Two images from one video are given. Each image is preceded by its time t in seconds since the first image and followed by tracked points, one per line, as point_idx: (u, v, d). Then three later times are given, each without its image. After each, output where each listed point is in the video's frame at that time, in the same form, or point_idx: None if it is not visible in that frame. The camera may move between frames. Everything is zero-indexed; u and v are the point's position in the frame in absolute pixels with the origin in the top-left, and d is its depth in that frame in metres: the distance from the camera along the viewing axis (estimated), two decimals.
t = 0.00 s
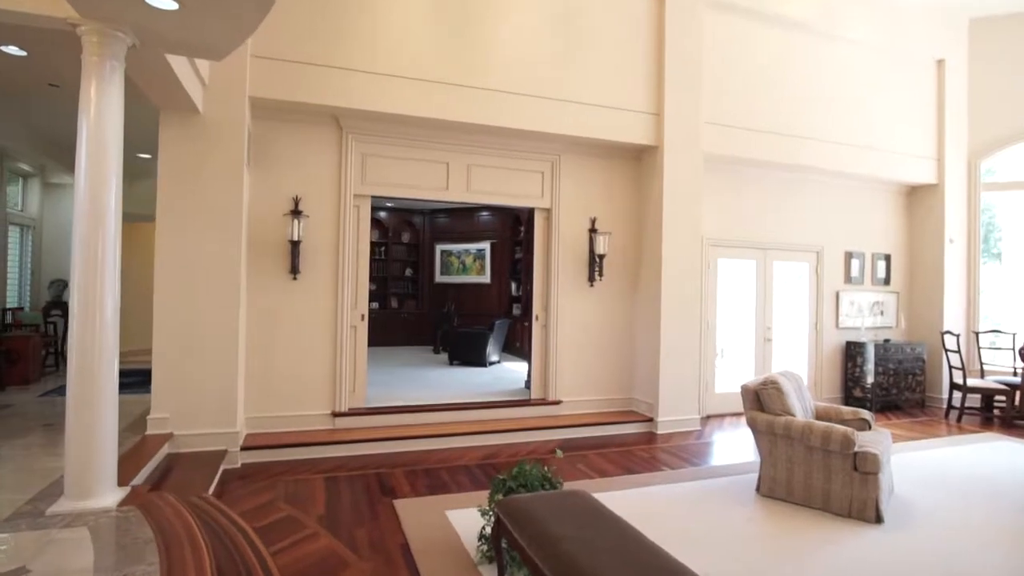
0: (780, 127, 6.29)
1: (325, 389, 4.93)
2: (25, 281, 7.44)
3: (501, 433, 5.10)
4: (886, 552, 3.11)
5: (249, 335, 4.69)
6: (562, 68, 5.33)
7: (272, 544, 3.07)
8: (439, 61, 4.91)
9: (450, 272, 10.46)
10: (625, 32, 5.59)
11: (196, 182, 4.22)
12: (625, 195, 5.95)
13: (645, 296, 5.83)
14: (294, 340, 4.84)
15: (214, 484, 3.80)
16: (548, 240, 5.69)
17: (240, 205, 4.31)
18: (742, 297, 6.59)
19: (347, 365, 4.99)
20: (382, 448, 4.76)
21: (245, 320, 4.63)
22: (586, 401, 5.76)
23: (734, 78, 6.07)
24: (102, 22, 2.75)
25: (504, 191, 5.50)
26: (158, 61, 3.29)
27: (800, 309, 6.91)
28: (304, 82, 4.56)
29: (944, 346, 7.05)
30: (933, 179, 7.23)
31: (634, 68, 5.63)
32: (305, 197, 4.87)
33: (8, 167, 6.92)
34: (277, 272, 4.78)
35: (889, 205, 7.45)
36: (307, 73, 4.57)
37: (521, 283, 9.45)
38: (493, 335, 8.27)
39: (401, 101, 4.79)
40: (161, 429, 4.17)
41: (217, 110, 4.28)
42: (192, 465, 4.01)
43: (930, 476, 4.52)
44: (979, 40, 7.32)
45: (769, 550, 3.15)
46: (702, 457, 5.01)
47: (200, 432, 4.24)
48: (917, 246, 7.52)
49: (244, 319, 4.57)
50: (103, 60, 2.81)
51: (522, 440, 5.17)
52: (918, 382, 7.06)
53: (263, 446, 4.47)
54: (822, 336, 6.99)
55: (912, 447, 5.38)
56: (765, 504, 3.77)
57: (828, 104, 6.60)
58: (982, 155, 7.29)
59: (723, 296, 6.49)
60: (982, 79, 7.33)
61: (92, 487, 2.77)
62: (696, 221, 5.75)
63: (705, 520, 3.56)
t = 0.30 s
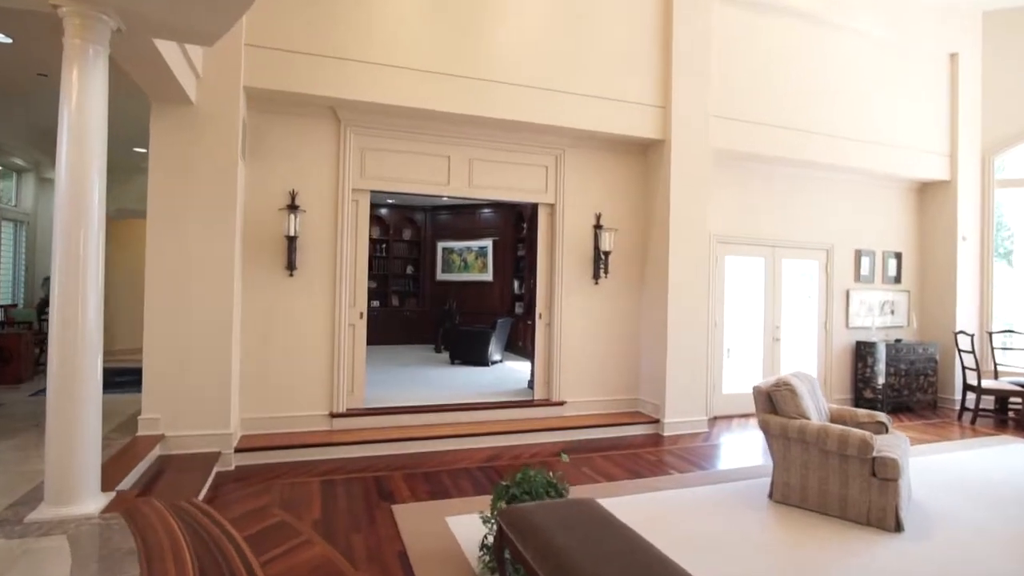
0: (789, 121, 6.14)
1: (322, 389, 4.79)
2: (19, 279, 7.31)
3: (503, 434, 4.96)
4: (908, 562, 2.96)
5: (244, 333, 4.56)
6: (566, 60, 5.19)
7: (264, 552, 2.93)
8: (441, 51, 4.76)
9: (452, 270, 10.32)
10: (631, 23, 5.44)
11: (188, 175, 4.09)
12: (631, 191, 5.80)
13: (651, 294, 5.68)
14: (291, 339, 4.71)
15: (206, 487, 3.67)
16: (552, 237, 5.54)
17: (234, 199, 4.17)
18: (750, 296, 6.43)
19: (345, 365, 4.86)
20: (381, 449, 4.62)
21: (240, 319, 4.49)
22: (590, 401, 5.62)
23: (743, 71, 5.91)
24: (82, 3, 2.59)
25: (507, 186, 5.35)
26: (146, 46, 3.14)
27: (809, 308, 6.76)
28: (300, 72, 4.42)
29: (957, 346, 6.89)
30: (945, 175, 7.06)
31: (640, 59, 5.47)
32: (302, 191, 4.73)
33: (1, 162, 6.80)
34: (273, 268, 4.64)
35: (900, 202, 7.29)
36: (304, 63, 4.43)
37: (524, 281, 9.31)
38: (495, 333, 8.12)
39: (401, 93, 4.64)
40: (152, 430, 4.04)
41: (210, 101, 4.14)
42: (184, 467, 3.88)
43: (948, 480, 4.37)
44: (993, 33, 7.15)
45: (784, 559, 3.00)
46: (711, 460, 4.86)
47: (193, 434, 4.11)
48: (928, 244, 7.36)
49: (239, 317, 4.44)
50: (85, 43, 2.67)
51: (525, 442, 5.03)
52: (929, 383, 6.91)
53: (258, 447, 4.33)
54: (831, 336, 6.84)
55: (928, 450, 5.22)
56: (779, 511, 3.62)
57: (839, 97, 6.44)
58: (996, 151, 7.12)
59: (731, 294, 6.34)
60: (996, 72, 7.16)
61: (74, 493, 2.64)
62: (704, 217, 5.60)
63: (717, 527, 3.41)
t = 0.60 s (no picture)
0: (801, 118, 5.98)
1: (320, 394, 4.64)
2: (12, 280, 7.16)
3: (507, 441, 4.80)
4: None
5: (239, 336, 4.41)
6: (572, 54, 5.03)
7: (256, 569, 2.78)
8: (442, 45, 4.61)
9: (453, 271, 10.17)
10: (638, 17, 5.28)
11: (181, 172, 3.94)
12: (638, 189, 5.64)
13: (659, 296, 5.52)
14: (287, 342, 4.56)
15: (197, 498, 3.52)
16: (557, 237, 5.39)
17: (228, 197, 4.02)
18: (760, 298, 6.27)
19: (343, 369, 4.70)
20: (380, 457, 4.47)
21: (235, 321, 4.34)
22: (596, 406, 5.46)
23: (753, 66, 5.75)
24: None
25: (510, 184, 5.19)
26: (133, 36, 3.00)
27: (820, 310, 6.59)
28: (297, 67, 4.27)
29: (972, 349, 6.71)
30: (959, 174, 6.89)
31: (648, 54, 5.32)
32: (300, 190, 4.58)
33: None
34: (269, 269, 4.49)
35: (913, 201, 7.12)
36: (301, 57, 4.28)
37: (527, 282, 9.14)
38: (499, 336, 7.97)
39: (401, 88, 4.49)
40: (143, 438, 3.89)
41: (203, 96, 3.99)
42: (175, 477, 3.72)
43: (970, 489, 4.20)
44: (1009, 28, 6.97)
45: None
46: (722, 468, 4.69)
47: (185, 441, 3.95)
48: (941, 244, 7.19)
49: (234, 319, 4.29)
50: (66, 32, 2.52)
51: (529, 448, 4.87)
52: (943, 387, 6.74)
53: (253, 455, 4.18)
54: (843, 338, 6.68)
55: (946, 457, 5.05)
56: (796, 523, 3.46)
57: (851, 94, 6.27)
58: (1012, 149, 6.94)
59: (741, 296, 6.18)
60: (1011, 69, 6.98)
61: (52, 508, 2.49)
62: (714, 217, 5.44)
63: (731, 542, 3.25)
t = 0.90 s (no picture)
0: (813, 115, 5.82)
1: (316, 399, 4.50)
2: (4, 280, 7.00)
3: (509, 447, 4.65)
4: None
5: (233, 339, 4.27)
6: (576, 48, 4.88)
7: None
8: (443, 38, 4.47)
9: (455, 271, 10.02)
10: (645, 10, 5.13)
11: (172, 168, 3.80)
12: (644, 187, 5.49)
13: (666, 297, 5.36)
14: (283, 345, 4.41)
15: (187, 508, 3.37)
16: (561, 236, 5.24)
17: (221, 195, 3.89)
18: (769, 299, 6.11)
19: (340, 372, 4.55)
20: (378, 464, 4.32)
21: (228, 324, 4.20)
22: (601, 411, 5.31)
23: (763, 61, 5.60)
24: None
25: (513, 182, 5.05)
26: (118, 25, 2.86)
27: (830, 311, 6.43)
28: (293, 60, 4.13)
29: (987, 351, 6.53)
30: (973, 172, 6.71)
31: (654, 48, 5.17)
32: (296, 187, 4.44)
33: None
34: (264, 269, 4.35)
35: (925, 200, 6.95)
36: (297, 50, 4.14)
37: (530, 283, 8.98)
38: (501, 338, 7.82)
39: (401, 82, 4.35)
40: (132, 444, 3.75)
41: (195, 89, 3.85)
42: (165, 485, 3.58)
43: (991, 498, 4.03)
44: None
45: None
46: (731, 475, 4.54)
47: (175, 448, 3.81)
48: (954, 244, 7.01)
49: (226, 322, 4.14)
50: (43, 18, 2.38)
51: (532, 455, 4.72)
52: (957, 391, 6.56)
53: (247, 462, 4.04)
54: (854, 340, 6.52)
55: (964, 464, 4.88)
56: (812, 535, 3.30)
57: (863, 90, 6.11)
58: None
59: (749, 297, 6.02)
60: None
61: (30, 522, 2.35)
62: (723, 216, 5.28)
63: (744, 553, 3.10)
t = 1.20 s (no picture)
0: (823, 108, 5.63)
1: (310, 402, 4.33)
2: None
3: (511, 452, 4.48)
4: None
5: (223, 340, 4.11)
6: (580, 38, 4.71)
7: None
8: (441, 27, 4.30)
9: (455, 270, 9.85)
10: None
11: (158, 162, 3.64)
12: (650, 183, 5.31)
13: (673, 296, 5.19)
14: (276, 347, 4.25)
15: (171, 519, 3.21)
16: (564, 233, 5.07)
17: (210, 190, 3.72)
18: (778, 298, 5.93)
19: (335, 374, 4.39)
20: (374, 470, 4.15)
21: (218, 324, 4.04)
22: (606, 414, 5.14)
23: (772, 52, 5.42)
24: None
25: (514, 177, 4.88)
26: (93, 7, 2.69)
27: (841, 310, 6.26)
28: (284, 49, 3.96)
29: (1002, 352, 6.35)
30: (988, 167, 6.52)
31: (660, 38, 4.99)
32: (288, 183, 4.27)
33: None
34: (255, 268, 4.18)
35: (938, 196, 6.76)
36: (288, 39, 3.97)
37: (532, 282, 8.81)
38: (502, 338, 7.64)
39: (397, 73, 4.18)
40: (116, 451, 3.59)
41: (182, 80, 3.68)
42: (150, 494, 3.42)
43: (1015, 505, 3.85)
44: None
45: None
46: (741, 481, 4.37)
47: (162, 454, 3.65)
48: (968, 242, 6.83)
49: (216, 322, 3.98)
50: None
51: (534, 459, 4.55)
52: (971, 392, 6.38)
53: (237, 469, 3.88)
54: (865, 340, 6.35)
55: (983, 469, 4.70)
56: (830, 547, 3.13)
57: (875, 82, 5.92)
58: None
59: (758, 296, 5.84)
60: None
61: None
62: (731, 212, 5.10)
63: (759, 567, 2.92)
